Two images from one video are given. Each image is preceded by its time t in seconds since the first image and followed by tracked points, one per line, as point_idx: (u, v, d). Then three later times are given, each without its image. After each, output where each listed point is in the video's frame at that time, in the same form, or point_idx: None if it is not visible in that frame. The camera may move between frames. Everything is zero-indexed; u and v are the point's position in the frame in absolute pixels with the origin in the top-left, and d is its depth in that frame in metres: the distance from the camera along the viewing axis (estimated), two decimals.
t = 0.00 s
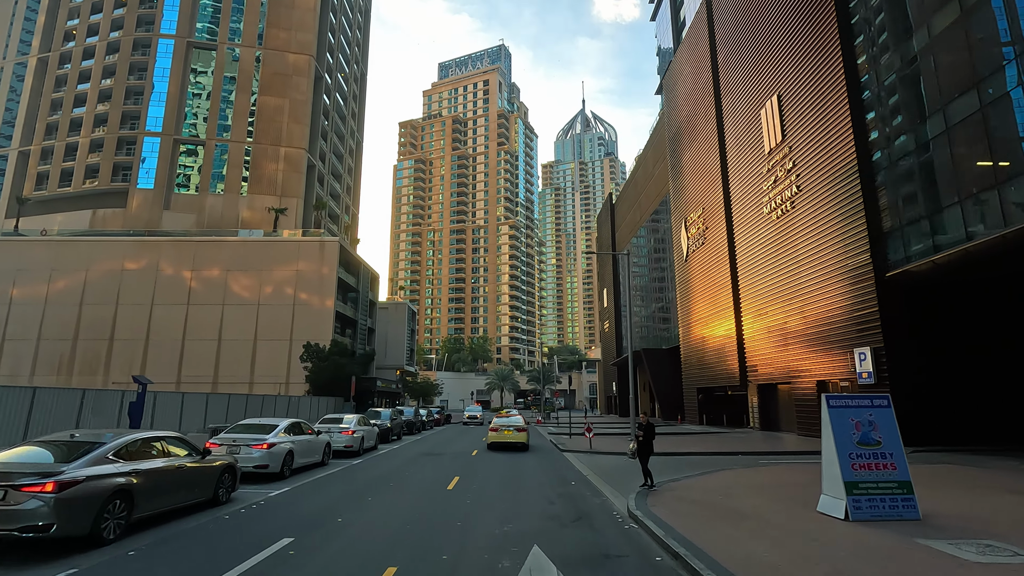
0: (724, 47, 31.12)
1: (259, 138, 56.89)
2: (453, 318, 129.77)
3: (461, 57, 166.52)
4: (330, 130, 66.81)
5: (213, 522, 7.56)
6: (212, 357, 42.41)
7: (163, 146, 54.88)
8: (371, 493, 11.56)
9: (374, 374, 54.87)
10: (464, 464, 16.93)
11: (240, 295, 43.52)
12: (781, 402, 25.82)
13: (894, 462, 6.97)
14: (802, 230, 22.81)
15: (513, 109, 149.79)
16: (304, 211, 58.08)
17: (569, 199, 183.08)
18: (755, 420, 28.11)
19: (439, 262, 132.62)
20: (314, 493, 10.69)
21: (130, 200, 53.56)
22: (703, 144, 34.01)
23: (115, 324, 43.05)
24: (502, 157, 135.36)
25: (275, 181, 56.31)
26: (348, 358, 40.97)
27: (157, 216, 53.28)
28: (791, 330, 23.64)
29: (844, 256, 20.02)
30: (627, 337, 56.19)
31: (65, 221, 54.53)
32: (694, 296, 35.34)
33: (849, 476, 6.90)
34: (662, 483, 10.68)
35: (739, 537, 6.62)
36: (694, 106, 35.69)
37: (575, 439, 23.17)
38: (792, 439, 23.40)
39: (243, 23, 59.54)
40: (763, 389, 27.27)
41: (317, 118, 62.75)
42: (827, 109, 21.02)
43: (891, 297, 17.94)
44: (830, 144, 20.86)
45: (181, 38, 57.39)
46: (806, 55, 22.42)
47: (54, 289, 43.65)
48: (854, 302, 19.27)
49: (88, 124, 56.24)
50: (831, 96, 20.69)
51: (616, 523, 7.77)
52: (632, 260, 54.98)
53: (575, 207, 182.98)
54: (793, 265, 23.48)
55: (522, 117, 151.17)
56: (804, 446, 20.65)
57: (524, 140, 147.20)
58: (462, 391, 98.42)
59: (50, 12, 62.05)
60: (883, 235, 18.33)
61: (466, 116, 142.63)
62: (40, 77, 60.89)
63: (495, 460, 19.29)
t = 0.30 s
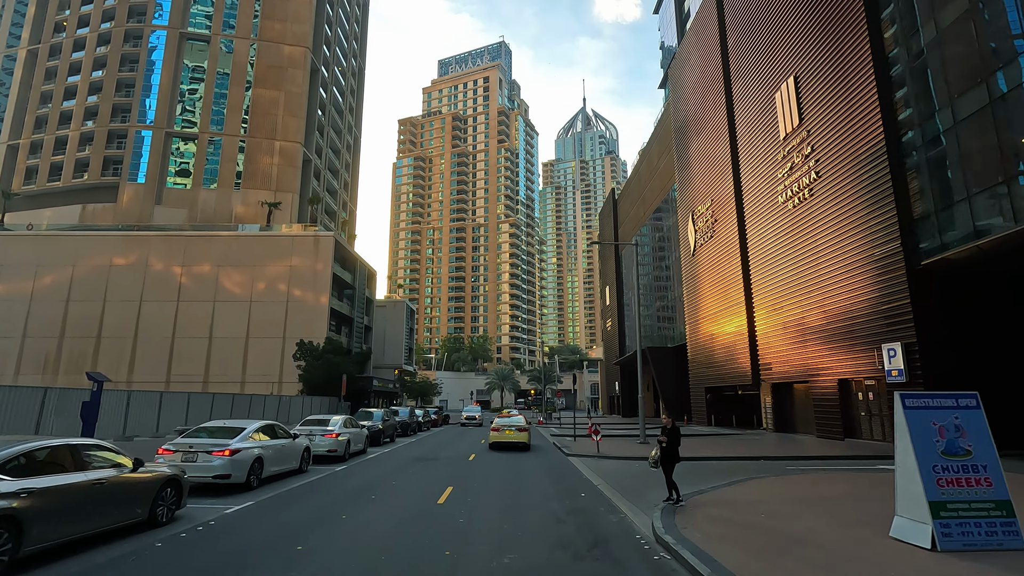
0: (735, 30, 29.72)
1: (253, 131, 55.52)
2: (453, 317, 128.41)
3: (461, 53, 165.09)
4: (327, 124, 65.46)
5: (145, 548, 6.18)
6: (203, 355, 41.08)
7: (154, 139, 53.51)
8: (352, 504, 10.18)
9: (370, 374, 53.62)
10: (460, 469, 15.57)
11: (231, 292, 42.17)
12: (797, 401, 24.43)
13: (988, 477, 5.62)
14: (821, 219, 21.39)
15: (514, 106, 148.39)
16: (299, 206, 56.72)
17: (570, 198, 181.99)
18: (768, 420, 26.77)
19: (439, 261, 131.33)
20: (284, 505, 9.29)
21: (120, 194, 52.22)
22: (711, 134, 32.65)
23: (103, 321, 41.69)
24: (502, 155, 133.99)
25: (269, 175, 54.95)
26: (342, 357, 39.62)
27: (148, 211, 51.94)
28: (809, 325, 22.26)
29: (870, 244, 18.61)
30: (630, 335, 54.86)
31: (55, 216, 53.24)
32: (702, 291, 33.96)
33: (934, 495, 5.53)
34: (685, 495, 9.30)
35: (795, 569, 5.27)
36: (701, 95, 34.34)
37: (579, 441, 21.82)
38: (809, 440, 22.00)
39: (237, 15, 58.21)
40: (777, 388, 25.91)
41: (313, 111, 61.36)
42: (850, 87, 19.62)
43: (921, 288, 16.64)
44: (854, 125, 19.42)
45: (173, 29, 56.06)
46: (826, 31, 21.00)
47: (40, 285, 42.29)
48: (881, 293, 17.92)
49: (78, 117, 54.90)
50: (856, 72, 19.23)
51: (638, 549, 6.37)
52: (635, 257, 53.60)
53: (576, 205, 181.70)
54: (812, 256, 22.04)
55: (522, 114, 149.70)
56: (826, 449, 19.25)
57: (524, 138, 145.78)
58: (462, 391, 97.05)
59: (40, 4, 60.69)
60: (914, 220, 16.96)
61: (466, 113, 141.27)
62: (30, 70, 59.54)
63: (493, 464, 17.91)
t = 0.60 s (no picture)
0: (747, 9, 28.25)
1: (246, 123, 54.12)
2: (453, 315, 127.07)
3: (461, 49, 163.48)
4: (322, 117, 64.02)
5: None
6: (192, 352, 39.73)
7: (145, 131, 52.14)
8: (327, 517, 8.82)
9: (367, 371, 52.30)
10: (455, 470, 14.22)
11: (222, 287, 40.79)
12: (813, 400, 23.10)
13: None
14: (842, 205, 19.99)
15: (514, 102, 146.82)
16: (294, 200, 55.30)
17: (570, 195, 180.50)
18: (782, 420, 25.50)
19: (438, 258, 129.98)
20: (247, 519, 7.97)
21: (110, 188, 50.86)
22: (720, 120, 31.24)
23: (89, 317, 40.32)
24: (502, 151, 132.43)
25: (263, 168, 53.55)
26: (336, 354, 38.24)
27: (139, 205, 50.58)
28: (829, 318, 20.83)
29: (900, 231, 17.21)
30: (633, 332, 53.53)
31: (43, 210, 51.91)
32: (711, 285, 32.58)
33: None
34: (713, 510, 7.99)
35: None
36: (709, 81, 32.92)
37: (584, 441, 20.57)
38: (830, 441, 20.61)
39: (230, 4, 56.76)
40: (792, 386, 24.58)
41: (308, 103, 59.90)
42: (876, 60, 18.16)
43: (958, 275, 15.27)
44: (882, 102, 17.97)
45: (164, 19, 54.65)
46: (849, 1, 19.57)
47: (24, 280, 40.96)
48: (911, 281, 16.52)
49: (67, 109, 53.51)
50: (883, 46, 17.80)
51: None
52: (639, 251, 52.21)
53: (577, 203, 180.14)
54: (832, 245, 20.63)
55: (523, 110, 148.10)
56: (850, 450, 17.88)
57: (525, 134, 144.21)
58: (461, 389, 95.70)
59: None
60: (950, 201, 15.57)
61: (466, 109, 139.77)
62: (18, 61, 58.13)
63: (492, 465, 16.58)
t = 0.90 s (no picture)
0: None
1: (240, 117, 52.82)
2: (452, 315, 125.74)
3: (461, 47, 162.11)
4: (318, 111, 62.69)
5: None
6: (181, 351, 38.39)
7: (135, 124, 50.80)
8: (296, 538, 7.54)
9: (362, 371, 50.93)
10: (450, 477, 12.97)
11: (212, 284, 39.44)
12: (833, 401, 21.71)
13: None
14: (865, 190, 18.62)
15: (514, 100, 145.45)
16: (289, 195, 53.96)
17: (571, 194, 179.16)
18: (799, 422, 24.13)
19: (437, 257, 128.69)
20: (202, 542, 6.72)
21: (99, 182, 49.52)
22: (730, 108, 29.88)
23: (73, 314, 38.95)
24: (502, 149, 131.12)
25: (257, 163, 52.21)
26: (330, 352, 36.88)
27: (128, 199, 49.24)
28: (852, 312, 19.45)
29: (934, 216, 15.87)
30: (636, 331, 52.19)
31: (31, 205, 50.59)
32: (719, 281, 31.20)
33: None
34: (755, 534, 6.72)
35: None
36: (718, 67, 31.54)
37: (590, 445, 19.26)
38: (852, 445, 19.24)
39: None
40: (810, 385, 23.19)
41: (303, 97, 58.57)
42: (906, 32, 16.81)
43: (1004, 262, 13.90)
44: (914, 77, 16.61)
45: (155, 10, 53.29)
46: None
47: (8, 276, 39.63)
48: (948, 270, 15.18)
49: (56, 102, 52.15)
50: (913, 16, 16.43)
51: None
52: (642, 248, 50.86)
53: (577, 202, 178.73)
54: (855, 233, 19.26)
55: (523, 108, 146.72)
56: (878, 455, 16.50)
57: (525, 132, 142.89)
58: (460, 390, 94.40)
59: None
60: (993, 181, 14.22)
61: (465, 107, 138.44)
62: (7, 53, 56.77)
63: (491, 472, 15.30)
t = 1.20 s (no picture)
0: None
1: (233, 110, 51.47)
2: (452, 314, 124.44)
3: (461, 44, 160.72)
4: (315, 105, 61.33)
5: None
6: (170, 349, 37.06)
7: (126, 117, 49.49)
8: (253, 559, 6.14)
9: (359, 371, 49.58)
10: (443, 481, 11.65)
11: (202, 279, 38.10)
12: (855, 402, 20.35)
13: None
14: (894, 174, 17.28)
15: (514, 98, 144.09)
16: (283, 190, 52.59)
17: (572, 193, 177.89)
18: (817, 424, 22.74)
19: (437, 256, 127.34)
20: (128, 575, 5.35)
21: (88, 176, 48.19)
22: (741, 94, 28.52)
23: (58, 311, 37.60)
24: (503, 147, 129.81)
25: (251, 157, 50.85)
26: (323, 351, 35.52)
27: (118, 194, 47.88)
28: (877, 306, 18.18)
29: (977, 199, 14.54)
30: (639, 330, 50.82)
31: (18, 200, 49.31)
32: (729, 275, 29.85)
33: None
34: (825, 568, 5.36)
35: None
36: (728, 52, 30.21)
37: (597, 447, 17.92)
38: (881, 448, 17.79)
39: None
40: (829, 385, 21.82)
41: (299, 90, 57.19)
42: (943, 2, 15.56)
43: None
44: (953, 49, 15.29)
45: None
46: None
47: None
48: (996, 258, 13.94)
49: (44, 94, 50.84)
50: None
51: None
52: (646, 244, 49.49)
53: (578, 201, 177.32)
54: (880, 221, 18.00)
55: (523, 106, 145.32)
56: (913, 460, 15.12)
57: (525, 130, 141.45)
58: (460, 390, 93.07)
59: None
60: None
61: (465, 104, 137.01)
62: None
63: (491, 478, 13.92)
